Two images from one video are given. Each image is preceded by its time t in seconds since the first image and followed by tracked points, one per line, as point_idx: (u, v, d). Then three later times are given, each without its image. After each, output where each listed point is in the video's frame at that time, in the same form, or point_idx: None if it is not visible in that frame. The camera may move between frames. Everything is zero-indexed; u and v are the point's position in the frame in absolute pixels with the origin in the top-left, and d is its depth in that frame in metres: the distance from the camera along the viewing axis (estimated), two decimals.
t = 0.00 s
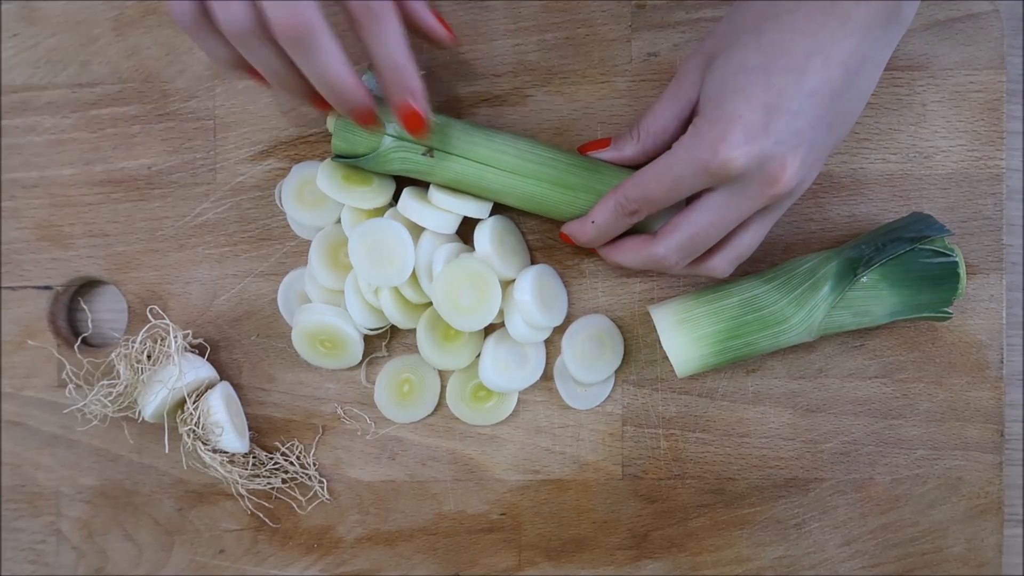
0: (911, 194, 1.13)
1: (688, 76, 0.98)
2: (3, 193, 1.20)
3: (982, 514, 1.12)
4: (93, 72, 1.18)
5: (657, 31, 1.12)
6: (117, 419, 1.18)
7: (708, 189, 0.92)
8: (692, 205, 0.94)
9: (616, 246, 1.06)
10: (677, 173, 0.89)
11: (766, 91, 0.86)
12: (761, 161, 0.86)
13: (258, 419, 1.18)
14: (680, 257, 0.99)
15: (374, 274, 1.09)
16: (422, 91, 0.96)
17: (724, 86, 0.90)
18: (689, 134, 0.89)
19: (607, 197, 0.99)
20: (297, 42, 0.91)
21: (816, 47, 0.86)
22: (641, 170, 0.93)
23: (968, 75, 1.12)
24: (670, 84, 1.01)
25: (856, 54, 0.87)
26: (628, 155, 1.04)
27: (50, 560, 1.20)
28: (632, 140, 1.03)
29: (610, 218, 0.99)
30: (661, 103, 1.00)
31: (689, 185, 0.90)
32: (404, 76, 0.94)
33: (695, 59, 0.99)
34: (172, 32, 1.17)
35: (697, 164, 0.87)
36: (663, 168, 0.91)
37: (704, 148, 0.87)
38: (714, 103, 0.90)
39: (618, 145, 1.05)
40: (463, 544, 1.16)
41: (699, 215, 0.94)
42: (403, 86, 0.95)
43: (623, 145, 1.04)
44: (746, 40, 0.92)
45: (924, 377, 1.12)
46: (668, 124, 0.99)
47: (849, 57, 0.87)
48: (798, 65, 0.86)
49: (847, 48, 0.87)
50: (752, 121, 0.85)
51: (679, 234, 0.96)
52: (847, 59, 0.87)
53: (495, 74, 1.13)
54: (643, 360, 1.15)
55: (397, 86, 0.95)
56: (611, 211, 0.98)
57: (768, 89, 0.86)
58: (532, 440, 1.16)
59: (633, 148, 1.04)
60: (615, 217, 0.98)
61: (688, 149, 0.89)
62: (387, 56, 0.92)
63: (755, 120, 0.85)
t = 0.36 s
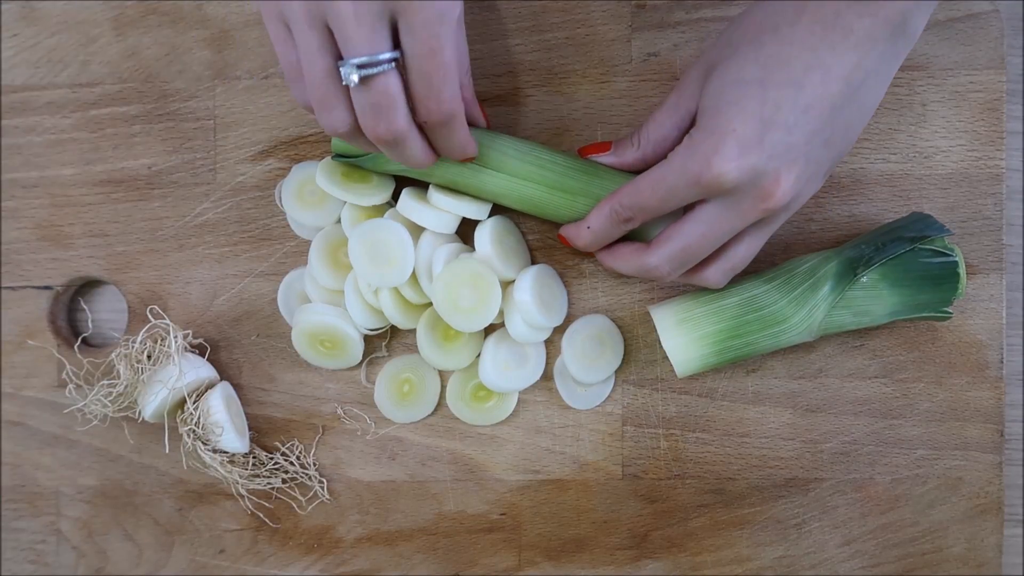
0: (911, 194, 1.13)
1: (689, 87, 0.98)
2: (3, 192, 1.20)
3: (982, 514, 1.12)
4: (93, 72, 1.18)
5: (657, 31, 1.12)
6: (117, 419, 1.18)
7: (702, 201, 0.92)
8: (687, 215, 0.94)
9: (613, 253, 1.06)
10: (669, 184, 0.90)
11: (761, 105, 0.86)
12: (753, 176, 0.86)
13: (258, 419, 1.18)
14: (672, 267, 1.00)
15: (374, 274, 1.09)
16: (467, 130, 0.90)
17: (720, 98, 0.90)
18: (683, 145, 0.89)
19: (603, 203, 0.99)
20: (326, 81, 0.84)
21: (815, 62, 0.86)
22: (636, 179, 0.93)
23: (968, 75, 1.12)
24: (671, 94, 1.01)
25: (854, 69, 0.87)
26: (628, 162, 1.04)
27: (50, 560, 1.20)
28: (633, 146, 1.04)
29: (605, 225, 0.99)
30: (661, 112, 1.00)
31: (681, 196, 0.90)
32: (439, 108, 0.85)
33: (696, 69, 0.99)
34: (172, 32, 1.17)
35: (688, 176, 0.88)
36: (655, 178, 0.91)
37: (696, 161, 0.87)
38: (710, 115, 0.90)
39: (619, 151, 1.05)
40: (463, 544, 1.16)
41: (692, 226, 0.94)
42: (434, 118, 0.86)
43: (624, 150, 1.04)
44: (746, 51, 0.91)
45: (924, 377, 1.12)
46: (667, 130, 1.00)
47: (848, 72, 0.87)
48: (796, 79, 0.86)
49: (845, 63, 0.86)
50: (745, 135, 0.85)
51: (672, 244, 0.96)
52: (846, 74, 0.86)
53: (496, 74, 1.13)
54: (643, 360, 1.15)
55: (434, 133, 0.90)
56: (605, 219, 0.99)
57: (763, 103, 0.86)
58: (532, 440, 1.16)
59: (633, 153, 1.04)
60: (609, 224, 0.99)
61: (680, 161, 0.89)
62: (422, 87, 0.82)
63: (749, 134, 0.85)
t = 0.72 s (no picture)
0: (911, 194, 1.13)
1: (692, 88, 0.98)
2: (3, 193, 1.20)
3: (982, 514, 1.12)
4: (93, 72, 1.18)
5: (657, 31, 1.12)
6: (117, 419, 1.18)
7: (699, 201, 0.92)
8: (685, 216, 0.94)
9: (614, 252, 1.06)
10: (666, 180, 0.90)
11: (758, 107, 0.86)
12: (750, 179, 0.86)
13: (258, 419, 1.18)
14: (668, 268, 1.00)
15: (374, 273, 1.09)
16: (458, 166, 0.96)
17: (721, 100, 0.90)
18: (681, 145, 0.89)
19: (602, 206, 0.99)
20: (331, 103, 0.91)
21: (817, 68, 0.86)
22: (634, 177, 0.94)
23: (968, 75, 1.12)
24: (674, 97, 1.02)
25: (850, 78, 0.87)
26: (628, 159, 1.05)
27: (50, 560, 1.20)
28: (634, 145, 1.04)
29: (604, 224, 1.00)
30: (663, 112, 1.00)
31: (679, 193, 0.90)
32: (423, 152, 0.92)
33: (699, 72, 0.99)
34: (172, 32, 1.17)
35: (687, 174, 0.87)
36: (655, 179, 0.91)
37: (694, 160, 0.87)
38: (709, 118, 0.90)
39: (619, 149, 1.06)
40: (464, 544, 1.16)
41: (690, 226, 0.94)
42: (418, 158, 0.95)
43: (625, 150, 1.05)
44: (747, 54, 0.92)
45: (924, 377, 1.12)
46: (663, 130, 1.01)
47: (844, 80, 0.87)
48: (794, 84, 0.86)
49: (844, 70, 0.86)
50: (744, 137, 0.85)
51: (668, 245, 0.96)
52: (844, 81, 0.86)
53: (496, 74, 1.13)
54: (643, 360, 1.15)
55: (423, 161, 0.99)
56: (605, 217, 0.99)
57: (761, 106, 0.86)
58: (532, 440, 1.16)
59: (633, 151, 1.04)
60: (608, 223, 0.99)
61: (677, 161, 0.89)
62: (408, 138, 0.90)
63: (747, 134, 0.85)
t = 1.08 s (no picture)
0: (911, 194, 1.13)
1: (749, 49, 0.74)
2: (3, 193, 1.20)
3: (982, 514, 1.12)
4: (93, 72, 1.18)
5: (657, 31, 1.12)
6: (117, 419, 1.18)
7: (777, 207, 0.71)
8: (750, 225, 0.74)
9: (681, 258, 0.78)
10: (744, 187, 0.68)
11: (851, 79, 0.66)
12: (851, 173, 0.68)
13: (258, 419, 1.18)
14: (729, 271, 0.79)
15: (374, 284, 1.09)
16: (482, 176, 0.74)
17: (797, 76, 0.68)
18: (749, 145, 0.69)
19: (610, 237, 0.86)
20: (313, 122, 0.70)
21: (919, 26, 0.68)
22: (698, 193, 0.70)
23: (968, 75, 1.12)
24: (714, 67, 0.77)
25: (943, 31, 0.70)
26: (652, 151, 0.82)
27: (50, 560, 1.20)
28: (666, 134, 0.80)
29: (660, 252, 0.76)
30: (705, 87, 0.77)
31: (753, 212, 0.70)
32: (443, 156, 0.68)
33: (757, 27, 0.75)
34: (172, 32, 1.17)
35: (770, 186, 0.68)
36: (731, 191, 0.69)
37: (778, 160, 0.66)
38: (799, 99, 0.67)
39: (646, 143, 0.81)
40: (464, 544, 1.16)
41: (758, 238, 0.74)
42: (437, 159, 0.69)
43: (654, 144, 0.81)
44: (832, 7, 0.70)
45: (924, 377, 1.12)
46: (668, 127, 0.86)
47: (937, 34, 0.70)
48: (890, 42, 0.67)
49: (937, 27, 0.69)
50: (846, 120, 0.66)
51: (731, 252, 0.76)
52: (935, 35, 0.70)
53: (496, 74, 1.13)
54: (643, 360, 1.15)
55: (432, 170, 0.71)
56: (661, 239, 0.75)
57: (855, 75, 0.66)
58: (532, 440, 1.16)
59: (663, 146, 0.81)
60: (667, 251, 0.76)
61: (764, 161, 0.67)
62: (427, 133, 0.67)
63: (854, 115, 0.66)
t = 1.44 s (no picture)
0: (911, 194, 1.13)
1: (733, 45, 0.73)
2: (3, 193, 1.20)
3: (982, 514, 1.12)
4: (92, 72, 1.18)
5: (657, 31, 1.12)
6: (117, 419, 1.18)
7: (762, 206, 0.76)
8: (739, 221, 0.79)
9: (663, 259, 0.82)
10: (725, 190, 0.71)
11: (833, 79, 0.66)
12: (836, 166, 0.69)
13: (258, 419, 1.18)
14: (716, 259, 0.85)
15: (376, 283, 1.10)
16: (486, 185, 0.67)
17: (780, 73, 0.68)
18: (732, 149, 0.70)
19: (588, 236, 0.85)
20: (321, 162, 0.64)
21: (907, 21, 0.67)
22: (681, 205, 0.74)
23: (967, 75, 1.12)
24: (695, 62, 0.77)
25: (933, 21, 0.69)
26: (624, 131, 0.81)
27: (50, 560, 1.20)
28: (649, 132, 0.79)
29: (648, 257, 0.80)
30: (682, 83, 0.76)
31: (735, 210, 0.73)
32: (456, 166, 0.62)
33: (744, 17, 0.73)
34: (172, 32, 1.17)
35: (753, 187, 0.70)
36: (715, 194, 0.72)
37: (761, 164, 0.68)
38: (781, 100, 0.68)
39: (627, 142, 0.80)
40: (463, 544, 1.16)
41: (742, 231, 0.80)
42: (448, 168, 0.63)
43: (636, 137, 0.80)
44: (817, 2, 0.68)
45: (924, 377, 1.12)
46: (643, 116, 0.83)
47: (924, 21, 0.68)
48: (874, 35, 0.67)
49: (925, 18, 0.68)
50: (827, 119, 0.66)
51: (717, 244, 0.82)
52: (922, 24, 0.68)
53: (496, 74, 1.13)
54: (643, 360, 1.15)
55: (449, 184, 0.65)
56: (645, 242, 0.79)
57: (836, 73, 0.66)
58: (532, 440, 1.16)
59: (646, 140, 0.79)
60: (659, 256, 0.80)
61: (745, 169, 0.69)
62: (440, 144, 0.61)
63: (838, 121, 0.66)
